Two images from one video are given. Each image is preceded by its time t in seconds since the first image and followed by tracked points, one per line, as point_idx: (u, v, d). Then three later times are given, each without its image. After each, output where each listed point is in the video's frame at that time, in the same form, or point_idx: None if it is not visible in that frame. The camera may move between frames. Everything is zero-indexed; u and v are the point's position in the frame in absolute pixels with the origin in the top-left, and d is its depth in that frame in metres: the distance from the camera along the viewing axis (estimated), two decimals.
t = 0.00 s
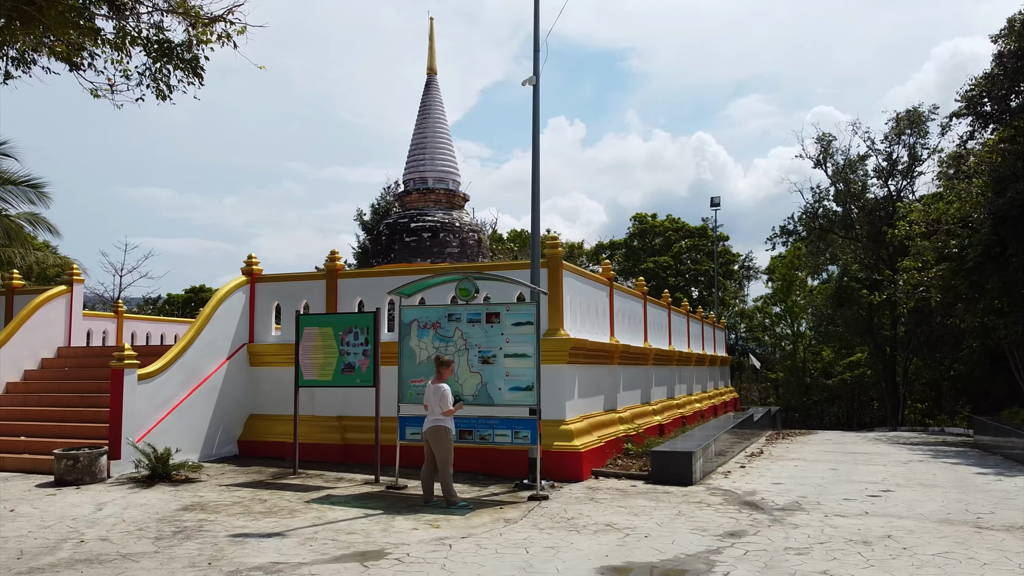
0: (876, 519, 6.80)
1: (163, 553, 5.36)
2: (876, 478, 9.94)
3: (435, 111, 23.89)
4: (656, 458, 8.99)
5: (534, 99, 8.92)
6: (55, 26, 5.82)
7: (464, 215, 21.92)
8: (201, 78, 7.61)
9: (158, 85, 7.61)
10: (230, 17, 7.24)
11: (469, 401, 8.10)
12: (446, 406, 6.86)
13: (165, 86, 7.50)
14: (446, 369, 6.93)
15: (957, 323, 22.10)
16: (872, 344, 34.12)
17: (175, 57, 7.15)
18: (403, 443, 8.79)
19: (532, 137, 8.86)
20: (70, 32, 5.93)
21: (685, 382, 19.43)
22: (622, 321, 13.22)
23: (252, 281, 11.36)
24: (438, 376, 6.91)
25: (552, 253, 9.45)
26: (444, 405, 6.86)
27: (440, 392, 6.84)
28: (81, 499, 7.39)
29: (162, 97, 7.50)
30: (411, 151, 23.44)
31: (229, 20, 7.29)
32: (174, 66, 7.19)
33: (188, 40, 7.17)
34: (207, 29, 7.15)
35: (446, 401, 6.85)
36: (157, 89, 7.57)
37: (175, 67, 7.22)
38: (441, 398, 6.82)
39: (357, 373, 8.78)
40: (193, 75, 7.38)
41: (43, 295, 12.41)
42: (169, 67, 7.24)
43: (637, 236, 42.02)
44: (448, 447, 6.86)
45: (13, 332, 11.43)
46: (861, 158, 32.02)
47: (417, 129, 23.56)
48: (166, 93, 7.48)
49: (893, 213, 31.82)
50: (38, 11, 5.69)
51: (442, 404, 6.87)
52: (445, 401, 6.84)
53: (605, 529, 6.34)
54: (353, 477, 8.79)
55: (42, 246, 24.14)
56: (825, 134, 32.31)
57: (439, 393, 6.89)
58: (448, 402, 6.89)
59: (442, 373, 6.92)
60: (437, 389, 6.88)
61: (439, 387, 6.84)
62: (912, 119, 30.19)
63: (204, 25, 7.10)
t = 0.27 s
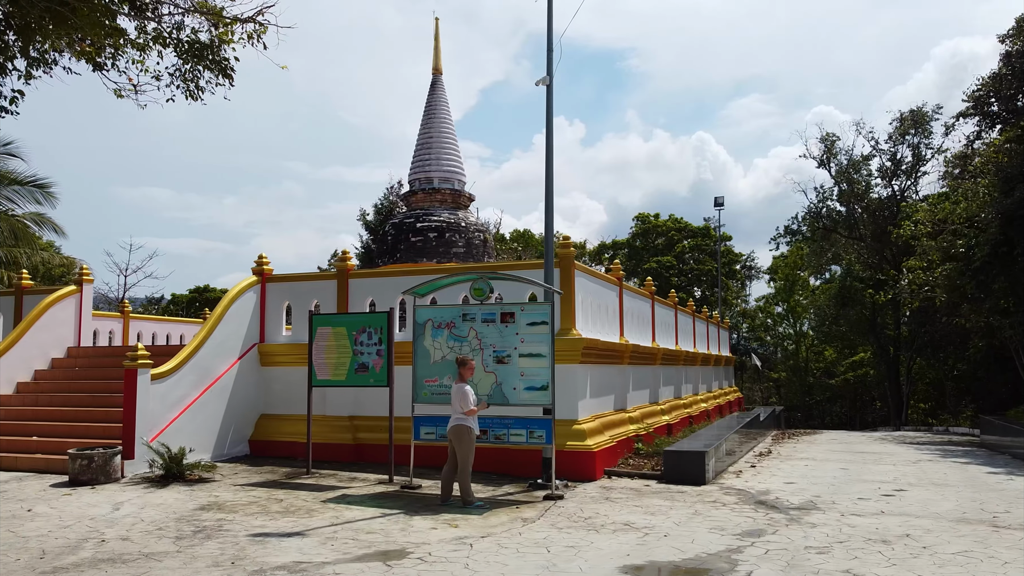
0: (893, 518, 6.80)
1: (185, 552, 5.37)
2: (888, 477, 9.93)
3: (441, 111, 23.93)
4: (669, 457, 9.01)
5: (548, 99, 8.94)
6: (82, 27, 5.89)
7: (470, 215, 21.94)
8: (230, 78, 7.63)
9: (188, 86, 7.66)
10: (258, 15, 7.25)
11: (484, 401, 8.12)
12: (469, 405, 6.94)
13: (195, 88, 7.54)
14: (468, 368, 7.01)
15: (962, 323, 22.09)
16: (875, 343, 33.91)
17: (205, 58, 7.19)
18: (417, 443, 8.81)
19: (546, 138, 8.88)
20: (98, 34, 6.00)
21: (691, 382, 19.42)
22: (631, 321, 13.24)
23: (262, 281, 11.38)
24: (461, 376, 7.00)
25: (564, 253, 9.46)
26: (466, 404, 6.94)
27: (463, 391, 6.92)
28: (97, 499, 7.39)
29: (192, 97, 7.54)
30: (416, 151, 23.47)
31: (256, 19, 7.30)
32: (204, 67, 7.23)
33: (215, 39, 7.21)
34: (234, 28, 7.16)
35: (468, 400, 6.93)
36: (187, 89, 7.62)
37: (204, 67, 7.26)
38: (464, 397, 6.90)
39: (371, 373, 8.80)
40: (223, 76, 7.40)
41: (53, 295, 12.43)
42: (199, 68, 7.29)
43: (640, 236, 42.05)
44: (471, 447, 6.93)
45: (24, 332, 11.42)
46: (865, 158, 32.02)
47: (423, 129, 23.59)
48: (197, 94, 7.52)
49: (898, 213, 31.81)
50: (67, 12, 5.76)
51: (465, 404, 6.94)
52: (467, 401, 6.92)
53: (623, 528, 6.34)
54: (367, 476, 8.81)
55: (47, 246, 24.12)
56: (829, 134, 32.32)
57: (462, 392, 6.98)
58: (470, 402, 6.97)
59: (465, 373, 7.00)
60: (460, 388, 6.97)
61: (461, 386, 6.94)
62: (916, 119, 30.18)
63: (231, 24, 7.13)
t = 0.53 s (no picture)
0: (894, 516, 6.87)
1: (192, 553, 5.33)
2: (884, 476, 10.02)
3: (434, 111, 23.90)
4: (669, 457, 9.05)
5: (551, 100, 8.96)
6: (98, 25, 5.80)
7: (464, 215, 21.93)
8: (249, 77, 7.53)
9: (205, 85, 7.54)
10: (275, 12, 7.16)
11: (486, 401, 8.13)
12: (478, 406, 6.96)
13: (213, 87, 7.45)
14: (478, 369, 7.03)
15: (952, 324, 22.31)
16: (864, 343, 33.98)
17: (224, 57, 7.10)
18: (418, 443, 8.80)
19: (548, 138, 8.90)
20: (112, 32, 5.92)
21: (685, 382, 19.50)
22: (627, 321, 13.28)
23: (260, 281, 11.33)
24: (469, 376, 7.04)
25: (564, 253, 9.48)
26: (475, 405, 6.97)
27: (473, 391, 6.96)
28: (98, 499, 7.34)
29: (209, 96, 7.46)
30: (410, 151, 23.42)
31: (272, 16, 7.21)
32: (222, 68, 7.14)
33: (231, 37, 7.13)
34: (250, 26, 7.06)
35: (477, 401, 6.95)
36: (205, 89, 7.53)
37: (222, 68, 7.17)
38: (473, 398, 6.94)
39: (371, 373, 8.78)
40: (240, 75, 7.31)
41: (46, 294, 12.31)
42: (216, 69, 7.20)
43: (630, 236, 42.23)
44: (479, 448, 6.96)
45: (18, 331, 11.31)
46: (855, 159, 32.29)
47: (416, 129, 23.55)
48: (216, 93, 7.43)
49: (887, 214, 32.09)
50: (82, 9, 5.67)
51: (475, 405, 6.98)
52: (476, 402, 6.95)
53: (629, 527, 6.37)
54: (367, 476, 8.80)
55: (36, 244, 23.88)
56: (819, 135, 32.58)
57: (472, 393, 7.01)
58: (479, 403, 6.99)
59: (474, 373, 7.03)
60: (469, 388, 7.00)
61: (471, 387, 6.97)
62: (906, 121, 30.46)
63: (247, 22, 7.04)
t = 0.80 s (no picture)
0: (898, 515, 6.93)
1: (203, 553, 5.32)
2: (883, 475, 10.09)
3: (428, 111, 23.87)
4: (671, 456, 9.09)
5: (551, 100, 8.92)
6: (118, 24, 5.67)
7: (459, 214, 21.91)
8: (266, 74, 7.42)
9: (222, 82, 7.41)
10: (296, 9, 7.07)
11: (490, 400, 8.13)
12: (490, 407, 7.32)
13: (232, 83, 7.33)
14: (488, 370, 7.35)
15: (943, 324, 22.47)
16: (855, 343, 34.21)
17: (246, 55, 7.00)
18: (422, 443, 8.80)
19: (549, 139, 8.86)
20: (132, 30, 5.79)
21: (680, 381, 19.55)
22: (625, 321, 13.32)
23: (258, 280, 11.28)
24: (480, 377, 7.38)
25: (565, 253, 9.49)
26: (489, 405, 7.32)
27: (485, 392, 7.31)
28: (101, 500, 7.30)
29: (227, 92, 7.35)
30: (404, 151, 23.38)
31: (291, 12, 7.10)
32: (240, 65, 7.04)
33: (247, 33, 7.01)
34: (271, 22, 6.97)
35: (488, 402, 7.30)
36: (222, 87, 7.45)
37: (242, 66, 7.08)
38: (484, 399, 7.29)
39: (374, 373, 8.77)
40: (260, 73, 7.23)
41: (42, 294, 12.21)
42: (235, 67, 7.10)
43: (621, 236, 42.37)
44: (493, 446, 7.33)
45: (13, 330, 11.20)
46: (846, 160, 32.52)
47: (410, 128, 23.51)
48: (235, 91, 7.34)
49: (878, 215, 32.31)
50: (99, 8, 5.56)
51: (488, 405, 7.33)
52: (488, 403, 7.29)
53: (637, 526, 6.40)
54: (370, 476, 8.79)
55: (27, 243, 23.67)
56: (811, 136, 32.80)
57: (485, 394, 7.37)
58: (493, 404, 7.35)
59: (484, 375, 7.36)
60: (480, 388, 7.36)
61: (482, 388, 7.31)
62: (896, 122, 30.67)
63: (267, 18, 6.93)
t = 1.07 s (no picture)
0: (912, 514, 6.94)
1: (224, 553, 5.33)
2: (893, 474, 10.11)
3: (432, 111, 23.90)
4: (682, 456, 9.11)
5: (564, 101, 8.99)
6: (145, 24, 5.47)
7: (463, 214, 21.93)
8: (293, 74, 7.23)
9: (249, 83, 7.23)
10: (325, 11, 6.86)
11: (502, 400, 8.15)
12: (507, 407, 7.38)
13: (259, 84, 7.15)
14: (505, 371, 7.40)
15: (947, 323, 22.50)
16: (857, 342, 33.82)
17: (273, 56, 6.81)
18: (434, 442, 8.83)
19: (561, 140, 8.96)
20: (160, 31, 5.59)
21: (685, 381, 19.58)
22: (632, 321, 13.35)
23: (268, 280, 11.29)
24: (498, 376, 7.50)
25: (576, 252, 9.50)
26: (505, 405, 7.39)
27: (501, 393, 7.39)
28: (116, 500, 7.30)
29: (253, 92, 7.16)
30: (408, 150, 23.40)
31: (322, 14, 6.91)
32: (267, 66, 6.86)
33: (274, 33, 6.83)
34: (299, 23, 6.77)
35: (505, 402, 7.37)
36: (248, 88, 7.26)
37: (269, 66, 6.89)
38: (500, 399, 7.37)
39: (387, 372, 8.79)
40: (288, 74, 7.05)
41: (51, 294, 12.20)
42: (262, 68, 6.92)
43: (623, 236, 42.47)
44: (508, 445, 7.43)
45: (23, 330, 11.19)
46: (848, 160, 32.58)
47: (414, 128, 23.53)
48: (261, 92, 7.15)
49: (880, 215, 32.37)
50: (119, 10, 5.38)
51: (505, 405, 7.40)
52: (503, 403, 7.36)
53: (653, 525, 6.41)
54: (382, 476, 8.80)
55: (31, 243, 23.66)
56: (813, 136, 32.87)
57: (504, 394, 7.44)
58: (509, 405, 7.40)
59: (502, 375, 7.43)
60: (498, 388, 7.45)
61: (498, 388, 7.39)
62: (899, 123, 30.70)
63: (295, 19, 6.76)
